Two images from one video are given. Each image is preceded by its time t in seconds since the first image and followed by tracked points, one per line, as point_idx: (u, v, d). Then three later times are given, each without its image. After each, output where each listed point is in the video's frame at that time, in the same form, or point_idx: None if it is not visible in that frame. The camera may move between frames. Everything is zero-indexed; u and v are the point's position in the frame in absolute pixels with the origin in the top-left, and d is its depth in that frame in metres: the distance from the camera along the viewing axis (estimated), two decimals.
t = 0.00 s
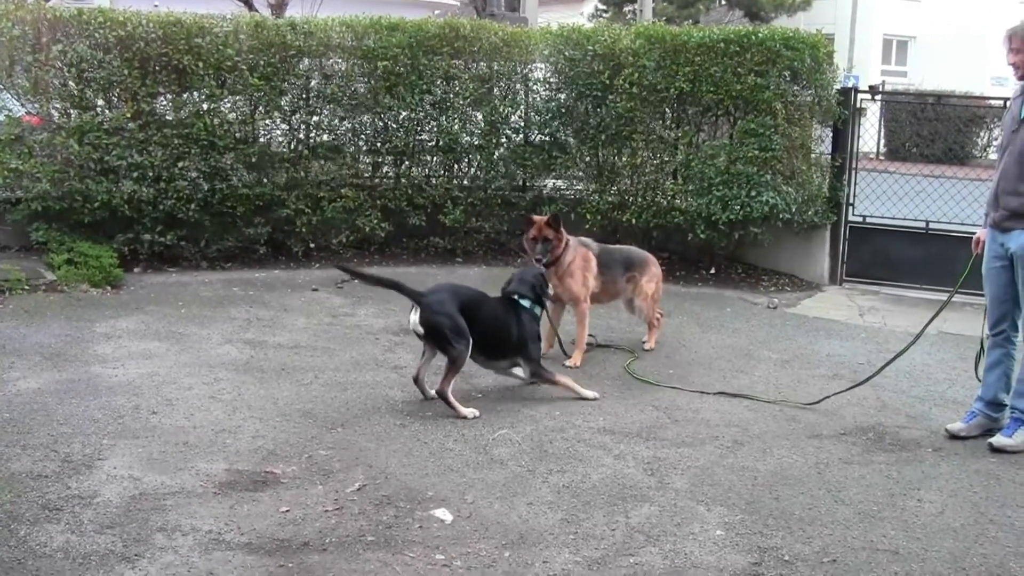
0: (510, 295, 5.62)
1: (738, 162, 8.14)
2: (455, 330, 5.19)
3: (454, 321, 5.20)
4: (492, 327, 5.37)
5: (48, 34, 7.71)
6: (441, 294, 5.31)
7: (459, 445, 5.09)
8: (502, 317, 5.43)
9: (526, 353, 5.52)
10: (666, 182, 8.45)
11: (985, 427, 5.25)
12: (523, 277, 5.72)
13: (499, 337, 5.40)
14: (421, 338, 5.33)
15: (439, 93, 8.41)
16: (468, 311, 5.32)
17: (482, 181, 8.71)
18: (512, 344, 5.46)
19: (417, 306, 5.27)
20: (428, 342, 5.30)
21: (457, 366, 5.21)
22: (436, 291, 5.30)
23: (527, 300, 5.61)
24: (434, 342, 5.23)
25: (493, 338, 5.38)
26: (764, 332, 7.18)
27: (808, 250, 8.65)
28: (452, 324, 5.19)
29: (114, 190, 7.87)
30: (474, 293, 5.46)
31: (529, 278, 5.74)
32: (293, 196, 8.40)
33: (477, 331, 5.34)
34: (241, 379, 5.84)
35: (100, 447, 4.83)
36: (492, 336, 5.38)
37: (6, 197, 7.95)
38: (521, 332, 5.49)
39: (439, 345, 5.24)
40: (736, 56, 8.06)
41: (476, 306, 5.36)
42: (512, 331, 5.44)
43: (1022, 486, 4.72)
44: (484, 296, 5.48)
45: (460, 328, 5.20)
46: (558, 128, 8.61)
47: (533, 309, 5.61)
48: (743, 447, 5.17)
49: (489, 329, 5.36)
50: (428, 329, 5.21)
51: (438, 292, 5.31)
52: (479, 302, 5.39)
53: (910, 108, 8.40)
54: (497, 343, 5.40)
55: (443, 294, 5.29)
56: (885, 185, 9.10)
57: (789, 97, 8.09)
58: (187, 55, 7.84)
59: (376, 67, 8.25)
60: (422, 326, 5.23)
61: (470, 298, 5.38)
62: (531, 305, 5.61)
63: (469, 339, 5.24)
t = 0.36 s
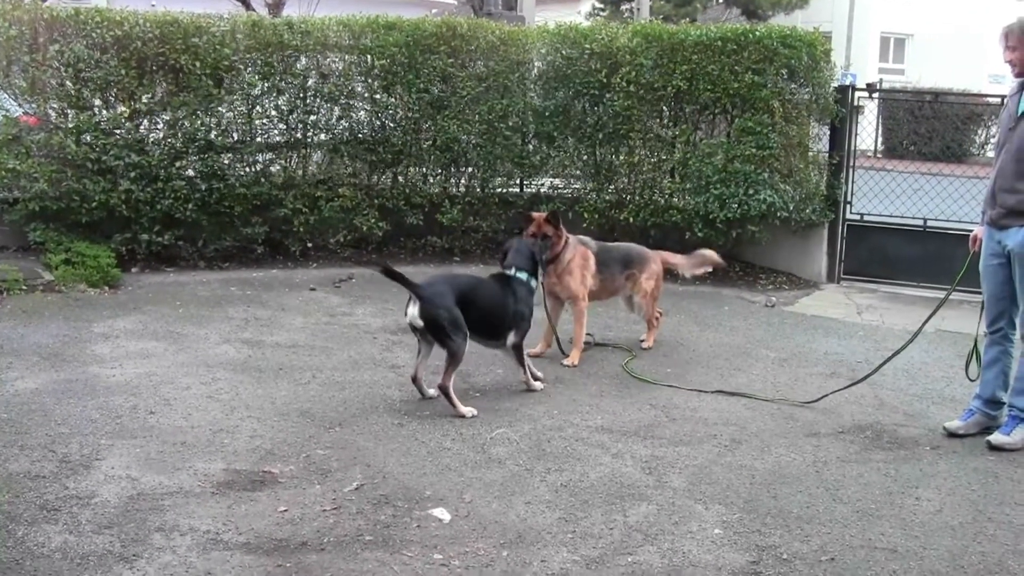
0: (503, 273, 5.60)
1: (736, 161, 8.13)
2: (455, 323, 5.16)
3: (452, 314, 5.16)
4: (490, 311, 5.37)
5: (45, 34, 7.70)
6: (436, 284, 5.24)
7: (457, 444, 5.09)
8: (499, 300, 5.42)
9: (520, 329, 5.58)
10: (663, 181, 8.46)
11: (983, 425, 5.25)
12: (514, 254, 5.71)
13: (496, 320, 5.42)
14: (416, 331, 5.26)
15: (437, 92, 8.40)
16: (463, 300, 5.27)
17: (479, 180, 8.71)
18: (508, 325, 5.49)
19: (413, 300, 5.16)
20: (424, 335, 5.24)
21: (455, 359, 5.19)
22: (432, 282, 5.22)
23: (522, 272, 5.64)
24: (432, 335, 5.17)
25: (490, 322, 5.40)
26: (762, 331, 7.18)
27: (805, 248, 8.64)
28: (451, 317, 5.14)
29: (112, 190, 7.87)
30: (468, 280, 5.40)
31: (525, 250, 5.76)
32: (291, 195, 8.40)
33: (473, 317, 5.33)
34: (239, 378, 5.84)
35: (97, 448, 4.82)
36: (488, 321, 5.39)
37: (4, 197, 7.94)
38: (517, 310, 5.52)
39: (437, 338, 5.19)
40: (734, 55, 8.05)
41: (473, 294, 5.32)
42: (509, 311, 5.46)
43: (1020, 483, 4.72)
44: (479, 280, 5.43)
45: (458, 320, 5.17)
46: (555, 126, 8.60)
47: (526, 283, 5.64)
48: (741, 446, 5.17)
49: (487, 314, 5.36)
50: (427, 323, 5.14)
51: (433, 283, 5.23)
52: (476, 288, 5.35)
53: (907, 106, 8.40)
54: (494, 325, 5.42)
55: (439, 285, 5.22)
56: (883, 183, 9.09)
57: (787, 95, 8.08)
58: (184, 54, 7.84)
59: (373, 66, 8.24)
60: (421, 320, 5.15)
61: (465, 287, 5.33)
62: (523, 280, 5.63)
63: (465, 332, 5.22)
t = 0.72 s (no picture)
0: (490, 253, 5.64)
1: (740, 157, 8.11)
2: (454, 318, 5.13)
3: (453, 308, 5.13)
4: (485, 294, 5.38)
5: (49, 30, 7.71)
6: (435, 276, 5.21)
7: (461, 440, 5.08)
8: (492, 283, 5.42)
9: (513, 305, 5.59)
10: (668, 177, 8.46)
11: (988, 422, 5.25)
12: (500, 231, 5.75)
13: (491, 305, 5.42)
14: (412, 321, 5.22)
15: (441, 88, 8.40)
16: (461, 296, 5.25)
17: (483, 176, 8.70)
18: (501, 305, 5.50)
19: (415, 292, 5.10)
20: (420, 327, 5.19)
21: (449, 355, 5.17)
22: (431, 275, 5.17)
23: (503, 250, 5.65)
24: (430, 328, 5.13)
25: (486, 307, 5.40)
26: (766, 327, 7.17)
27: (810, 245, 8.66)
28: (452, 312, 5.11)
29: (117, 186, 7.87)
30: (462, 270, 5.36)
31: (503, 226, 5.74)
32: (295, 191, 8.40)
33: (468, 306, 5.32)
34: (243, 374, 5.84)
35: (102, 443, 4.83)
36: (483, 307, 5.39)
37: (8, 193, 7.95)
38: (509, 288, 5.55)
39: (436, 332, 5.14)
40: (738, 51, 8.04)
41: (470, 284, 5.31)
42: (501, 290, 5.47)
43: None
44: (471, 267, 5.41)
45: (457, 316, 5.14)
46: (560, 122, 8.60)
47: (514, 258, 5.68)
48: (745, 442, 5.16)
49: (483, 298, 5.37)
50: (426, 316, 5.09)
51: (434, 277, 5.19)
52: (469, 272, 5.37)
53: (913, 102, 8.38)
54: (487, 308, 5.42)
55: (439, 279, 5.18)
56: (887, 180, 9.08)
57: (792, 91, 8.07)
58: (188, 50, 7.84)
59: (377, 62, 8.23)
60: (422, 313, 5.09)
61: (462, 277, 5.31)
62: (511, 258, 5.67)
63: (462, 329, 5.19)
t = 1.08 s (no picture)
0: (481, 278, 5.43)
1: (743, 157, 8.11)
2: (441, 322, 5.11)
3: (440, 313, 5.11)
4: (472, 312, 5.28)
5: (52, 30, 7.71)
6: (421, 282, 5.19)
7: (463, 439, 5.08)
8: (479, 304, 5.31)
9: (501, 332, 5.47)
10: (670, 177, 8.46)
11: (991, 422, 5.25)
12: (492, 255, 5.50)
13: (480, 321, 5.33)
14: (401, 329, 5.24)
15: (443, 88, 8.41)
16: (451, 301, 5.21)
17: (486, 176, 8.71)
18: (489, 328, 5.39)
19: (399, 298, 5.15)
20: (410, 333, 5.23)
21: (443, 357, 5.18)
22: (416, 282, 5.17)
23: (497, 278, 5.45)
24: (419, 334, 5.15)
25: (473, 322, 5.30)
26: (769, 327, 7.17)
27: (813, 245, 8.67)
28: (438, 317, 5.10)
29: (119, 186, 7.88)
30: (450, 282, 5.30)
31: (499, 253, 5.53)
32: (298, 190, 8.40)
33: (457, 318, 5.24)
34: (246, 374, 5.84)
35: (105, 443, 4.83)
36: (472, 322, 5.29)
37: (11, 193, 7.96)
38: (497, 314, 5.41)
39: (425, 337, 5.16)
40: (741, 51, 8.04)
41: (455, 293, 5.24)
42: (488, 317, 5.35)
43: None
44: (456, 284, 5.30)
45: (446, 319, 5.12)
46: (562, 122, 8.60)
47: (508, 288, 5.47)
48: (748, 442, 5.16)
49: (469, 313, 5.27)
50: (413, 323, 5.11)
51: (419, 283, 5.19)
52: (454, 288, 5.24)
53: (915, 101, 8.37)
54: (476, 327, 5.32)
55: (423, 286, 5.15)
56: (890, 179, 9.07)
57: (794, 91, 8.07)
58: (191, 50, 7.84)
59: (380, 62, 8.23)
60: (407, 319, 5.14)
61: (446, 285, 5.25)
62: (505, 282, 5.46)
63: (453, 330, 5.18)
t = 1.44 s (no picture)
0: (486, 304, 5.58)
1: (742, 157, 8.12)
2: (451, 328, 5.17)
3: (449, 321, 5.16)
4: (478, 325, 5.36)
5: (51, 30, 7.70)
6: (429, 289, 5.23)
7: (461, 439, 5.09)
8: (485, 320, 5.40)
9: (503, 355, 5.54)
10: (669, 177, 8.46)
11: (988, 422, 5.26)
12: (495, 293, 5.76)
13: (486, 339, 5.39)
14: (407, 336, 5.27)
15: (442, 88, 8.40)
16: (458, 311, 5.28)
17: (485, 176, 8.71)
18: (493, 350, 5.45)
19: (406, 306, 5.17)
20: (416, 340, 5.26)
21: (449, 362, 5.25)
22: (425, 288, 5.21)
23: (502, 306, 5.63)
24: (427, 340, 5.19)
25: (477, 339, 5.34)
26: (767, 327, 7.17)
27: (811, 245, 8.66)
28: (447, 325, 5.15)
29: (118, 185, 7.88)
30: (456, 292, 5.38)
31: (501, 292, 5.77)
32: (296, 190, 8.40)
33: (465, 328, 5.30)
34: (244, 374, 5.84)
35: (103, 443, 4.83)
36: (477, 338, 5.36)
37: (9, 192, 7.95)
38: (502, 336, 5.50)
39: (433, 344, 5.21)
40: (740, 51, 8.04)
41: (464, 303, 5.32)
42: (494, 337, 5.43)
43: None
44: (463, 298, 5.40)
45: (455, 327, 5.18)
46: (561, 122, 8.61)
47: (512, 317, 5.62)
48: (746, 442, 5.16)
49: (477, 326, 5.34)
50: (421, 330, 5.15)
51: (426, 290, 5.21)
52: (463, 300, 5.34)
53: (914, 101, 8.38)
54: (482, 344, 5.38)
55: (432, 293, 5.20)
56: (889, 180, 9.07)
57: (793, 91, 8.07)
58: (190, 50, 7.83)
59: (379, 62, 8.24)
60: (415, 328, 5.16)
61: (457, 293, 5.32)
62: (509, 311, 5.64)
63: (462, 336, 5.25)
